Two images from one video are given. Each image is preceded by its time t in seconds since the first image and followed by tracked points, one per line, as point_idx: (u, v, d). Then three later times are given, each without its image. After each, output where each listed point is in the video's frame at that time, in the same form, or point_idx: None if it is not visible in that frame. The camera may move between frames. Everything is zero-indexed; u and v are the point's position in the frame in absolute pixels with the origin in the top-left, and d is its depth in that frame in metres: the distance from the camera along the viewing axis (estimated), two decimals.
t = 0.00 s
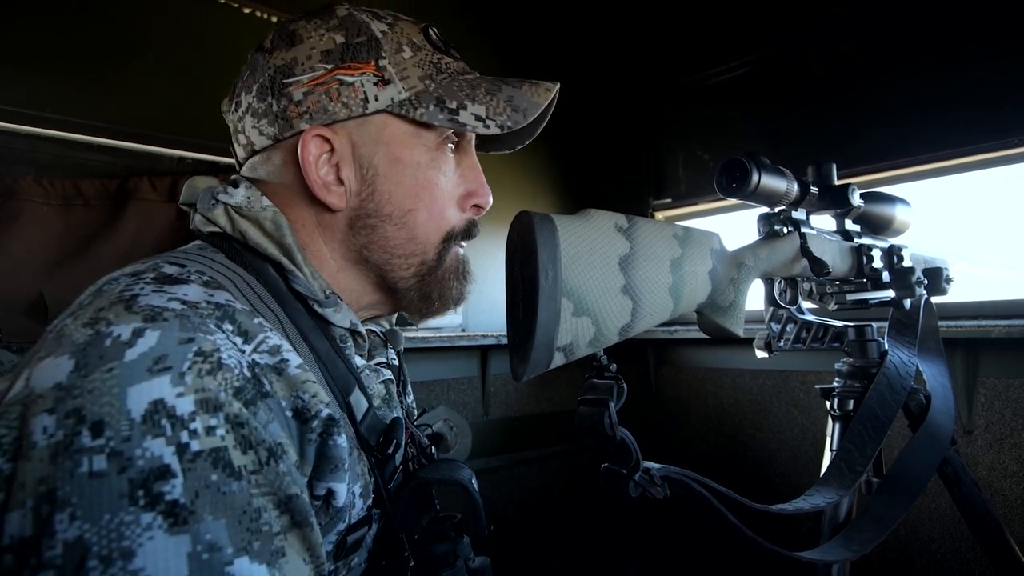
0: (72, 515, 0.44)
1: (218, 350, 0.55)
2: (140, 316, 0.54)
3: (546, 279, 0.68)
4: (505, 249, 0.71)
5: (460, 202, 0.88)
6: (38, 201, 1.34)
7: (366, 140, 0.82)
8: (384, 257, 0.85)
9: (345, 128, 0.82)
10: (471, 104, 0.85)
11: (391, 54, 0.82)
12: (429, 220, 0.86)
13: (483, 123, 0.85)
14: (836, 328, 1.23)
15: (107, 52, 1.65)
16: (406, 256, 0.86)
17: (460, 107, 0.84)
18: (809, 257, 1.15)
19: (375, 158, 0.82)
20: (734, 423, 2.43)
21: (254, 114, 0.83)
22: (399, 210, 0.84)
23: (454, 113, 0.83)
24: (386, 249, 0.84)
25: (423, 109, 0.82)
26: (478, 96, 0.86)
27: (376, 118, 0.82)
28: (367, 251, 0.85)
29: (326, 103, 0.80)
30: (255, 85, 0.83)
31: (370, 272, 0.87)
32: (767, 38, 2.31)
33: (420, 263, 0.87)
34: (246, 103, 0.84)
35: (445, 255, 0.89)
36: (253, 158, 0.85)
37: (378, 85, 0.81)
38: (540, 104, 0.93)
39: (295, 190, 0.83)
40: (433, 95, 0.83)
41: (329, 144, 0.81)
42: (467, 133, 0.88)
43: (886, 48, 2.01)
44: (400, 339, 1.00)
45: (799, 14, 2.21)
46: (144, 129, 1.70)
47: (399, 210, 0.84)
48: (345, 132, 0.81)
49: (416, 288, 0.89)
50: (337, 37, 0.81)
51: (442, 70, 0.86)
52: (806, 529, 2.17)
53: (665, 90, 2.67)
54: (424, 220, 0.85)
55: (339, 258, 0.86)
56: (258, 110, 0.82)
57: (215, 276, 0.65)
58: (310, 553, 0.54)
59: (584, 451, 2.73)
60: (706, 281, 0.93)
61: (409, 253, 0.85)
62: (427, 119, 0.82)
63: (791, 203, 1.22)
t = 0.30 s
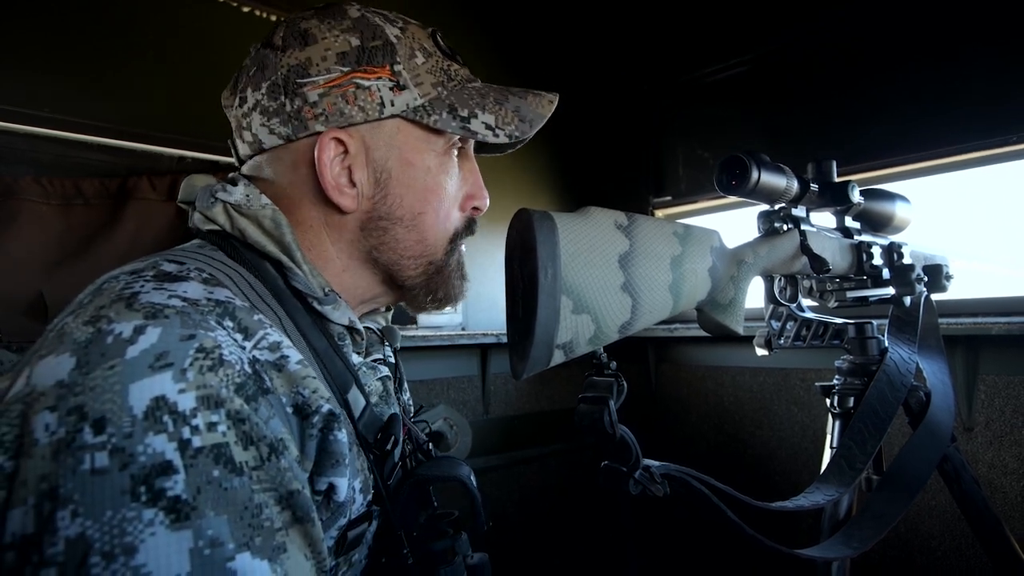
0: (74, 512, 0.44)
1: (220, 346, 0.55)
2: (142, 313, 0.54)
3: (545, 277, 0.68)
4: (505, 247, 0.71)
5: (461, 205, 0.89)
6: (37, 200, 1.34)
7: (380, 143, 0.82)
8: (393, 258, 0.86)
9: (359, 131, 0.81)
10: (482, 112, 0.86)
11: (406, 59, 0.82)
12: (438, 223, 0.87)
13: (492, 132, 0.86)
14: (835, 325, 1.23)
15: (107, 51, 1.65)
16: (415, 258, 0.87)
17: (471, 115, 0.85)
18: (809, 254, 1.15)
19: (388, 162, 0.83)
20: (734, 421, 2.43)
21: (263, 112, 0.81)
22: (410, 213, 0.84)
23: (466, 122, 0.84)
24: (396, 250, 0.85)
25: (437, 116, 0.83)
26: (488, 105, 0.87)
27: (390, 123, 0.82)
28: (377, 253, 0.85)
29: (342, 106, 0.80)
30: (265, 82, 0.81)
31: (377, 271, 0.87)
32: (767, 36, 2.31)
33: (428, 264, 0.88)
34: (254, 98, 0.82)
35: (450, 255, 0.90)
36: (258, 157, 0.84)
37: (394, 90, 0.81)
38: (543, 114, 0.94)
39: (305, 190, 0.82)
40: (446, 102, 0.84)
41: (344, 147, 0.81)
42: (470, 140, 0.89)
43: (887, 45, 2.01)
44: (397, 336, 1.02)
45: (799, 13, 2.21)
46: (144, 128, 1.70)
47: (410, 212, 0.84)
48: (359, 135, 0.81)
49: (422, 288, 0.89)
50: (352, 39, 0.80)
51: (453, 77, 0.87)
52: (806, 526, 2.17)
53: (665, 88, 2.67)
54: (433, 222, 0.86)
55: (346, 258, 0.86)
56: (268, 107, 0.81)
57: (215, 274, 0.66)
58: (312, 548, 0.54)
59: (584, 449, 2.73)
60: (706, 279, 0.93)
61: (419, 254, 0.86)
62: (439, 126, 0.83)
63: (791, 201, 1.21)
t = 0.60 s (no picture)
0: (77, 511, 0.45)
1: (222, 346, 0.56)
2: (145, 313, 0.54)
3: (544, 278, 0.68)
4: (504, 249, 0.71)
5: (459, 199, 0.90)
6: (37, 201, 1.34)
7: (378, 139, 0.82)
8: (394, 253, 0.86)
9: (358, 128, 0.82)
10: (476, 106, 0.86)
11: (400, 57, 0.83)
12: (437, 216, 0.88)
13: (488, 125, 0.86)
14: (834, 327, 1.24)
15: (107, 51, 1.66)
16: (416, 251, 0.87)
17: (466, 109, 0.85)
18: (807, 256, 1.16)
19: (387, 157, 0.83)
20: (733, 423, 2.43)
21: (260, 113, 0.81)
22: (409, 207, 0.85)
23: (461, 116, 0.85)
24: (397, 245, 0.85)
25: (432, 112, 0.84)
26: (482, 99, 0.88)
27: (387, 120, 0.83)
28: (378, 248, 0.85)
29: (339, 103, 0.80)
30: (261, 83, 0.81)
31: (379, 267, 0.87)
32: (767, 38, 2.31)
33: (428, 258, 0.88)
34: (250, 100, 0.82)
35: (449, 249, 0.90)
36: (257, 157, 0.84)
37: (390, 87, 0.82)
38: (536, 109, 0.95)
39: (306, 188, 0.82)
40: (441, 97, 0.85)
41: (343, 143, 0.81)
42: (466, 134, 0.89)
43: (885, 47, 2.02)
44: (396, 336, 1.03)
45: (799, 14, 2.22)
46: (143, 129, 1.70)
47: (409, 206, 0.85)
48: (358, 131, 0.82)
49: (423, 281, 0.90)
50: (346, 38, 0.81)
51: (446, 74, 0.88)
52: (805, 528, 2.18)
53: (665, 90, 2.67)
54: (431, 216, 0.87)
55: (348, 255, 0.86)
56: (265, 108, 0.81)
57: (217, 274, 0.66)
58: (313, 549, 0.54)
59: (584, 451, 2.73)
60: (705, 280, 0.93)
61: (419, 248, 0.87)
62: (435, 121, 0.84)
63: (790, 202, 1.22)
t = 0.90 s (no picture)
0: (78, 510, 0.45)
1: (223, 346, 0.56)
2: (146, 313, 0.54)
3: (545, 278, 0.68)
4: (505, 250, 0.71)
5: (448, 197, 0.88)
6: (37, 201, 1.34)
7: (355, 131, 0.82)
8: (371, 247, 0.85)
9: (335, 119, 0.82)
10: (460, 98, 0.85)
11: (384, 50, 0.82)
12: (419, 212, 0.86)
13: (471, 116, 0.86)
14: (835, 327, 1.24)
15: (107, 51, 1.66)
16: (394, 246, 0.86)
17: (448, 100, 0.84)
18: (808, 256, 1.16)
19: (363, 149, 0.82)
20: (733, 423, 2.43)
21: (251, 107, 0.83)
22: (386, 201, 0.83)
23: (441, 106, 0.83)
24: (373, 239, 0.84)
25: (412, 102, 0.82)
26: (467, 90, 0.86)
27: (366, 111, 0.82)
28: (355, 241, 0.85)
29: (318, 96, 0.81)
30: (254, 80, 0.84)
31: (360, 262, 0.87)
32: (767, 38, 2.31)
33: (408, 254, 0.87)
34: (244, 95, 0.85)
35: (432, 247, 0.88)
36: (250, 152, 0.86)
37: (369, 78, 0.81)
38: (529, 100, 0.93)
39: (289, 180, 0.84)
40: (423, 88, 0.83)
41: (319, 134, 0.82)
42: (452, 127, 0.87)
43: (886, 47, 2.02)
44: (396, 336, 1.03)
45: (799, 15, 2.22)
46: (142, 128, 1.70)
47: (386, 200, 0.83)
48: (334, 122, 0.82)
49: (404, 278, 0.89)
50: (333, 34, 0.81)
51: (435, 66, 0.85)
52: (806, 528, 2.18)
53: (665, 90, 2.67)
54: (411, 211, 0.85)
55: (329, 248, 0.86)
56: (256, 103, 0.83)
57: (217, 274, 0.66)
58: (313, 548, 0.54)
59: (584, 451, 2.73)
60: (706, 281, 0.93)
61: (396, 243, 0.85)
62: (415, 112, 0.82)
63: (790, 203, 1.22)
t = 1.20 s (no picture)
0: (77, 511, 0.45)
1: (222, 347, 0.56)
2: (144, 314, 0.54)
3: (545, 278, 0.68)
4: (505, 250, 0.71)
5: (448, 200, 0.87)
6: (36, 201, 1.34)
7: (355, 133, 0.82)
8: (371, 250, 0.85)
9: (335, 121, 0.82)
10: (461, 100, 0.85)
11: (385, 51, 0.82)
12: (418, 215, 0.85)
13: (471, 119, 0.85)
14: (834, 327, 1.24)
15: (106, 51, 1.66)
16: (392, 250, 0.85)
17: (448, 102, 0.84)
18: (807, 256, 1.16)
19: (362, 151, 0.82)
20: (733, 423, 2.43)
21: (252, 108, 0.84)
22: (387, 203, 0.83)
23: (441, 109, 0.83)
24: (373, 241, 0.84)
25: (411, 104, 0.82)
26: (468, 93, 0.86)
27: (366, 113, 0.82)
28: (354, 244, 0.85)
29: (318, 97, 0.81)
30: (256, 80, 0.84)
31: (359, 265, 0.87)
32: (767, 38, 2.31)
33: (406, 258, 0.86)
34: (247, 97, 0.85)
35: (431, 251, 0.88)
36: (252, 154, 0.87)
37: (368, 80, 0.81)
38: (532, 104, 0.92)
39: (289, 182, 0.84)
40: (422, 90, 0.83)
41: (319, 136, 0.82)
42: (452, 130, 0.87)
43: (885, 47, 2.02)
44: (395, 339, 1.03)
45: (799, 15, 2.22)
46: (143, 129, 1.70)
47: (386, 202, 0.83)
48: (334, 124, 0.82)
49: (406, 281, 0.89)
50: (333, 35, 0.81)
51: (436, 68, 0.85)
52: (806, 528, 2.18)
53: (665, 90, 2.67)
54: (413, 214, 0.85)
55: (329, 251, 0.86)
56: (257, 104, 0.83)
57: (216, 275, 0.66)
58: (313, 549, 0.54)
59: (583, 450, 2.73)
60: (706, 281, 0.93)
61: (397, 246, 0.85)
62: (415, 115, 0.82)
63: (790, 202, 1.22)
